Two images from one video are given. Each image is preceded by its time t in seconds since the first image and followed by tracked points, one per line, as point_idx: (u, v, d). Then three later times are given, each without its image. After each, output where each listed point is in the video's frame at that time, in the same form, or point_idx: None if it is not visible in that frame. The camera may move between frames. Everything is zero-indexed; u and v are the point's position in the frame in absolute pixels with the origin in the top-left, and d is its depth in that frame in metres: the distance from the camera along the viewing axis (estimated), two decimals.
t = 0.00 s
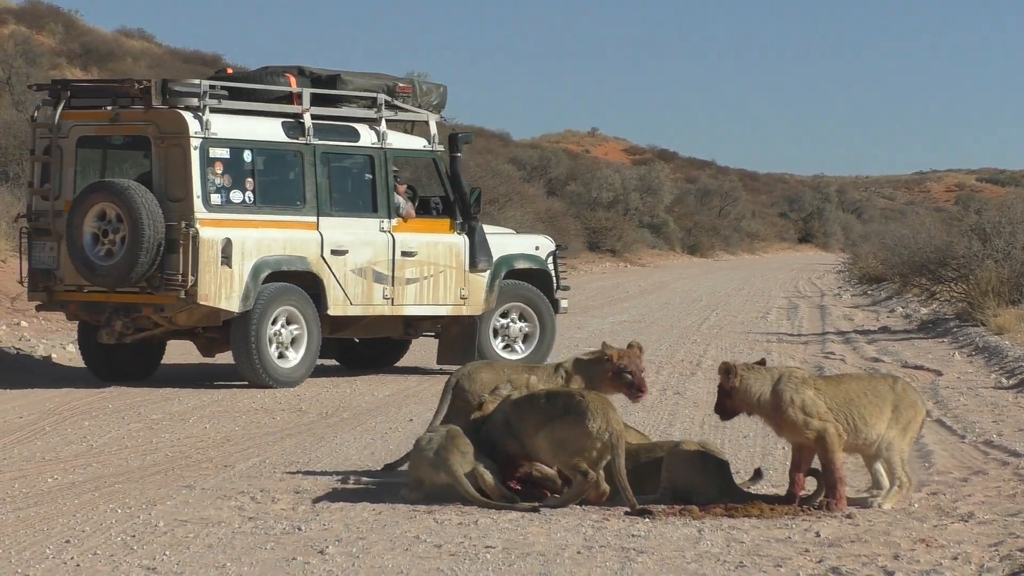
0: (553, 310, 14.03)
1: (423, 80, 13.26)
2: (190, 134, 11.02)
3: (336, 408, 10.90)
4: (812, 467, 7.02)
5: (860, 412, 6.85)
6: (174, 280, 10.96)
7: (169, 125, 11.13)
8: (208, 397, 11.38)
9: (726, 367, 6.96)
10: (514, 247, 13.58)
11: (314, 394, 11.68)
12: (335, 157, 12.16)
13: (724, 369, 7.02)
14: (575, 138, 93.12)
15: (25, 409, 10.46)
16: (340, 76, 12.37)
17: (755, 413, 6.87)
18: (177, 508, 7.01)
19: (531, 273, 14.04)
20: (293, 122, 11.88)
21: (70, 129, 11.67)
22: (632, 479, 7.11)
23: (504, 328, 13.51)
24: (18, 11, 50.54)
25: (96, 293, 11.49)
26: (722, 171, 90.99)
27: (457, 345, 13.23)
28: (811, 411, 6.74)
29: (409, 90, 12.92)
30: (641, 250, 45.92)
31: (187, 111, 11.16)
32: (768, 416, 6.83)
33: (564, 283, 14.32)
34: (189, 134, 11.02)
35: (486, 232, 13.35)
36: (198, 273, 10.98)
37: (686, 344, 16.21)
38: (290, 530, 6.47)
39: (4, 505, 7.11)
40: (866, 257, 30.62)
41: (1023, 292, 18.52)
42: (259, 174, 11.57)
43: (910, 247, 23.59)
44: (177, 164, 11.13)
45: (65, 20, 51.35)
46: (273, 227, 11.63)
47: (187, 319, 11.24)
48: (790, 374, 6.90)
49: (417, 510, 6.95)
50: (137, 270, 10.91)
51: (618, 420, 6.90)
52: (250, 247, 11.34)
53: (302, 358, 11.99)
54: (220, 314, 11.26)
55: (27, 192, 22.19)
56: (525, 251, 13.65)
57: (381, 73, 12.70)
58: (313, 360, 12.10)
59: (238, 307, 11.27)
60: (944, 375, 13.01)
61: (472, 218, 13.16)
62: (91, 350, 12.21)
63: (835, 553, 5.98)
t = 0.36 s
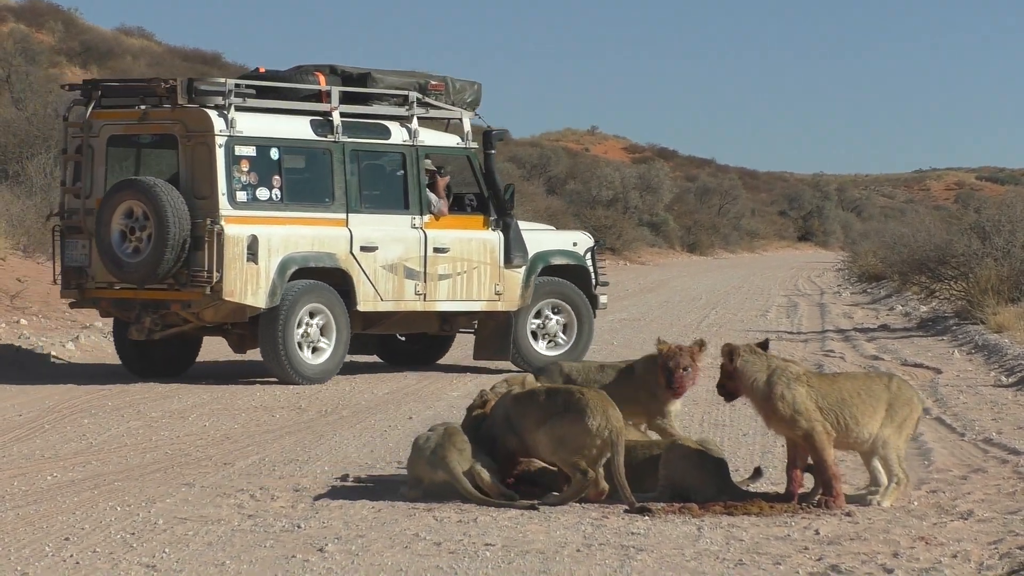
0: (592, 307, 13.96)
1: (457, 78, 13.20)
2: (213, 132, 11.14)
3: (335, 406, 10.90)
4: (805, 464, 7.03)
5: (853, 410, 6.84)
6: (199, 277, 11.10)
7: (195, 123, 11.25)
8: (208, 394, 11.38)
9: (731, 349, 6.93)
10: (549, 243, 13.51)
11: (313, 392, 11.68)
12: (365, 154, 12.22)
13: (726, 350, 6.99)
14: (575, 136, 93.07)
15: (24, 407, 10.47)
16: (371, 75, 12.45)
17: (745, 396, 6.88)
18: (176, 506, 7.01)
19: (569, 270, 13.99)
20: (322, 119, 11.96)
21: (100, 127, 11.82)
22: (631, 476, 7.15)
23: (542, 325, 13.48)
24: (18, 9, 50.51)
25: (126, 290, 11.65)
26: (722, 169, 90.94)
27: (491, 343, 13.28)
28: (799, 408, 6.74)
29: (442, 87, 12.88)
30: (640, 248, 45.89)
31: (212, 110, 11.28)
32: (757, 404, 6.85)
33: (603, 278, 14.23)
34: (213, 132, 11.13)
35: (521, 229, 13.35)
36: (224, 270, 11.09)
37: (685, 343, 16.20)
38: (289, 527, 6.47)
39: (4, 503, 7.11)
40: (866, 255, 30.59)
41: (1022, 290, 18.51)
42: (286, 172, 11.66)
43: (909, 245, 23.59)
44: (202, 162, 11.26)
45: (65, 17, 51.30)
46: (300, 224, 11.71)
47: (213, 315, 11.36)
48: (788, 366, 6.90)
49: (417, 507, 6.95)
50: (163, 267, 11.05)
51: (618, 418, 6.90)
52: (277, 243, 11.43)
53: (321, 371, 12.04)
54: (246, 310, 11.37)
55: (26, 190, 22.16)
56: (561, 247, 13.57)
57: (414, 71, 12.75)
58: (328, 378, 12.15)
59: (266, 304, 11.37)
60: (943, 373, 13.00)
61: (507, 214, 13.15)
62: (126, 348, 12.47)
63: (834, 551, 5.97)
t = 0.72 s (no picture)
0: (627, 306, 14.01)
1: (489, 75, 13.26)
2: (236, 130, 11.18)
3: (334, 402, 10.89)
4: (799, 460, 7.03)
5: (847, 406, 6.85)
6: (224, 273, 11.16)
7: (219, 121, 11.30)
8: (206, 391, 11.38)
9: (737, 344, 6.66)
10: (584, 240, 13.58)
11: (311, 388, 11.67)
12: (393, 151, 12.23)
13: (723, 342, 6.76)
14: (573, 133, 93.05)
15: (22, 403, 10.46)
16: (400, 73, 12.48)
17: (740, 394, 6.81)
18: (174, 502, 7.00)
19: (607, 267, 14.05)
20: (349, 117, 11.98)
21: (130, 125, 11.92)
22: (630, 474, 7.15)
23: (578, 321, 13.55)
24: (16, 5, 50.45)
25: (153, 286, 11.76)
26: (720, 166, 90.94)
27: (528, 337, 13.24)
28: (793, 403, 6.76)
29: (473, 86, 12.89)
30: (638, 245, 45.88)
31: (235, 107, 11.33)
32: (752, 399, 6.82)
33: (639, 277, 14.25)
34: (236, 130, 11.18)
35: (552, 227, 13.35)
36: (247, 265, 11.14)
37: (684, 339, 16.21)
38: (287, 524, 6.47)
39: (2, 499, 7.11)
40: (864, 252, 30.60)
41: (1020, 287, 18.52)
42: (311, 168, 11.70)
43: (908, 242, 23.60)
44: (226, 160, 11.31)
45: (64, 13, 51.24)
46: (325, 220, 11.75)
47: (238, 311, 11.44)
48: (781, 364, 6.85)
49: (414, 504, 6.94)
50: (188, 263, 11.13)
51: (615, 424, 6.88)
52: (301, 240, 11.49)
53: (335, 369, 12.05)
54: (270, 306, 11.41)
55: (24, 186, 22.13)
56: (596, 244, 13.64)
57: (444, 69, 12.78)
58: (339, 377, 12.11)
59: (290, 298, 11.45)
60: (942, 370, 13.00)
61: (539, 212, 13.16)
62: (156, 340, 12.68)
63: (832, 548, 5.97)
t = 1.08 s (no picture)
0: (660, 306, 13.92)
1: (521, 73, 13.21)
2: (260, 125, 11.23)
3: (332, 398, 10.89)
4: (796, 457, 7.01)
5: (847, 401, 6.85)
6: (250, 269, 11.22)
7: (245, 116, 11.36)
8: (205, 386, 11.37)
9: (743, 349, 6.59)
10: (615, 238, 13.53)
11: (310, 383, 11.67)
12: (421, 148, 12.24)
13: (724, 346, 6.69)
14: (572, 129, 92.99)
15: (21, 398, 10.45)
16: (430, 70, 12.48)
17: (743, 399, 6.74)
18: (173, 497, 7.00)
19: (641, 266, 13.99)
20: (376, 113, 12.00)
21: (158, 121, 12.00)
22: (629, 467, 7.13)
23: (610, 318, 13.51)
24: None
25: (180, 280, 11.82)
26: (719, 162, 90.90)
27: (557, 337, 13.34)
28: (795, 402, 6.74)
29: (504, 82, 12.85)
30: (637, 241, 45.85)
31: (261, 103, 11.35)
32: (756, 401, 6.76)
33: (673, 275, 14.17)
34: (260, 126, 11.22)
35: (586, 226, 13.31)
36: (271, 261, 11.21)
37: (682, 336, 16.20)
38: (285, 519, 6.47)
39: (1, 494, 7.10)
40: (864, 248, 30.58)
41: (1020, 284, 18.52)
42: (337, 164, 11.73)
43: (907, 239, 23.58)
44: (250, 155, 11.35)
45: (64, 8, 51.19)
46: (349, 216, 11.77)
47: (263, 305, 11.52)
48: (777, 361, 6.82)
49: (412, 500, 6.95)
50: (213, 258, 11.20)
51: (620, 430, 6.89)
52: (325, 235, 11.54)
53: (348, 367, 12.03)
54: (294, 301, 11.51)
55: (23, 181, 22.10)
56: (628, 241, 13.60)
57: (476, 66, 12.79)
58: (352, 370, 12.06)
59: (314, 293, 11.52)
60: (940, 366, 13.00)
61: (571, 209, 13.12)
62: (187, 334, 12.76)
63: (830, 545, 5.98)
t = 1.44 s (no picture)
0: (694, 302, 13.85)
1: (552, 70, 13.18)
2: (287, 123, 11.26)
3: (334, 395, 10.88)
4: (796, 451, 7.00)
5: (847, 398, 6.84)
6: (277, 266, 11.25)
7: (271, 114, 11.39)
8: (207, 383, 11.37)
9: (755, 343, 6.61)
10: (648, 234, 13.53)
11: (312, 381, 11.67)
12: (450, 146, 12.25)
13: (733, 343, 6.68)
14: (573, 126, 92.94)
15: (23, 395, 10.46)
16: (459, 67, 12.50)
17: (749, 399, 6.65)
18: (175, 495, 7.00)
19: (677, 262, 13.94)
20: (404, 111, 12.01)
21: (188, 118, 12.09)
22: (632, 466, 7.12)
23: (644, 313, 13.48)
24: None
25: (208, 276, 11.85)
26: (721, 159, 90.81)
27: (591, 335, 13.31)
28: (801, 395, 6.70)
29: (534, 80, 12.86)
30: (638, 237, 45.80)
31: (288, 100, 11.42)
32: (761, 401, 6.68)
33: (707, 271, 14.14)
34: (287, 124, 11.26)
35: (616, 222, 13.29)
36: (296, 257, 11.25)
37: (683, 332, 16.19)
38: (286, 516, 6.47)
39: (2, 491, 7.10)
40: (865, 245, 30.53)
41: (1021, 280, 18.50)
42: (364, 161, 11.77)
43: (908, 235, 23.56)
44: (278, 153, 11.38)
45: (64, 5, 51.17)
46: (377, 212, 11.81)
47: (290, 301, 11.55)
48: (785, 357, 6.78)
49: (415, 497, 6.95)
50: (242, 255, 11.26)
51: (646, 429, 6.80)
52: (352, 232, 11.58)
53: (373, 362, 12.06)
54: (320, 297, 11.55)
55: (24, 178, 22.10)
56: (662, 238, 13.58)
57: (505, 64, 12.82)
58: (378, 364, 12.10)
59: (339, 290, 11.57)
60: (942, 363, 12.99)
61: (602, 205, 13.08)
62: (219, 331, 12.87)
63: (832, 541, 5.98)
